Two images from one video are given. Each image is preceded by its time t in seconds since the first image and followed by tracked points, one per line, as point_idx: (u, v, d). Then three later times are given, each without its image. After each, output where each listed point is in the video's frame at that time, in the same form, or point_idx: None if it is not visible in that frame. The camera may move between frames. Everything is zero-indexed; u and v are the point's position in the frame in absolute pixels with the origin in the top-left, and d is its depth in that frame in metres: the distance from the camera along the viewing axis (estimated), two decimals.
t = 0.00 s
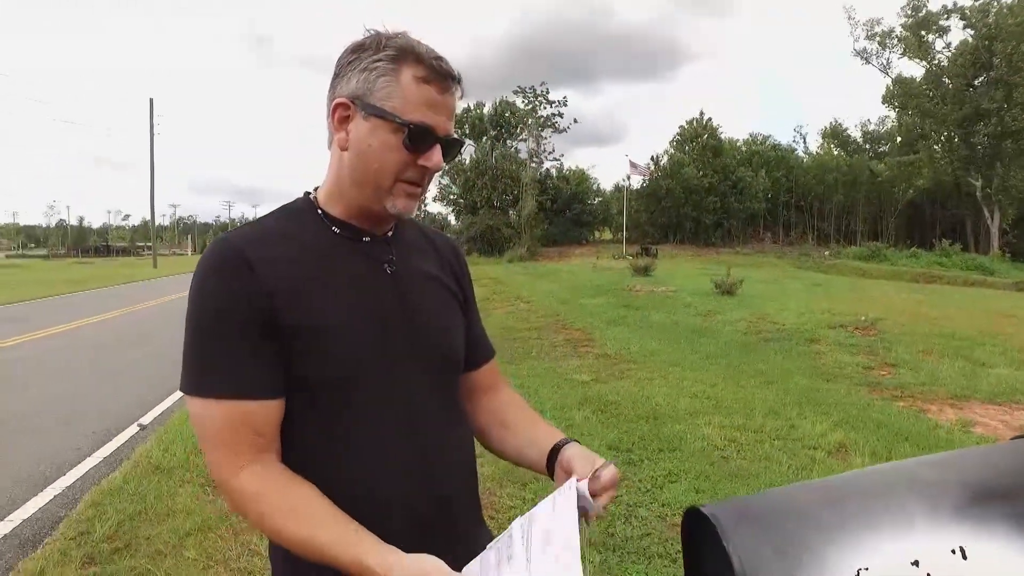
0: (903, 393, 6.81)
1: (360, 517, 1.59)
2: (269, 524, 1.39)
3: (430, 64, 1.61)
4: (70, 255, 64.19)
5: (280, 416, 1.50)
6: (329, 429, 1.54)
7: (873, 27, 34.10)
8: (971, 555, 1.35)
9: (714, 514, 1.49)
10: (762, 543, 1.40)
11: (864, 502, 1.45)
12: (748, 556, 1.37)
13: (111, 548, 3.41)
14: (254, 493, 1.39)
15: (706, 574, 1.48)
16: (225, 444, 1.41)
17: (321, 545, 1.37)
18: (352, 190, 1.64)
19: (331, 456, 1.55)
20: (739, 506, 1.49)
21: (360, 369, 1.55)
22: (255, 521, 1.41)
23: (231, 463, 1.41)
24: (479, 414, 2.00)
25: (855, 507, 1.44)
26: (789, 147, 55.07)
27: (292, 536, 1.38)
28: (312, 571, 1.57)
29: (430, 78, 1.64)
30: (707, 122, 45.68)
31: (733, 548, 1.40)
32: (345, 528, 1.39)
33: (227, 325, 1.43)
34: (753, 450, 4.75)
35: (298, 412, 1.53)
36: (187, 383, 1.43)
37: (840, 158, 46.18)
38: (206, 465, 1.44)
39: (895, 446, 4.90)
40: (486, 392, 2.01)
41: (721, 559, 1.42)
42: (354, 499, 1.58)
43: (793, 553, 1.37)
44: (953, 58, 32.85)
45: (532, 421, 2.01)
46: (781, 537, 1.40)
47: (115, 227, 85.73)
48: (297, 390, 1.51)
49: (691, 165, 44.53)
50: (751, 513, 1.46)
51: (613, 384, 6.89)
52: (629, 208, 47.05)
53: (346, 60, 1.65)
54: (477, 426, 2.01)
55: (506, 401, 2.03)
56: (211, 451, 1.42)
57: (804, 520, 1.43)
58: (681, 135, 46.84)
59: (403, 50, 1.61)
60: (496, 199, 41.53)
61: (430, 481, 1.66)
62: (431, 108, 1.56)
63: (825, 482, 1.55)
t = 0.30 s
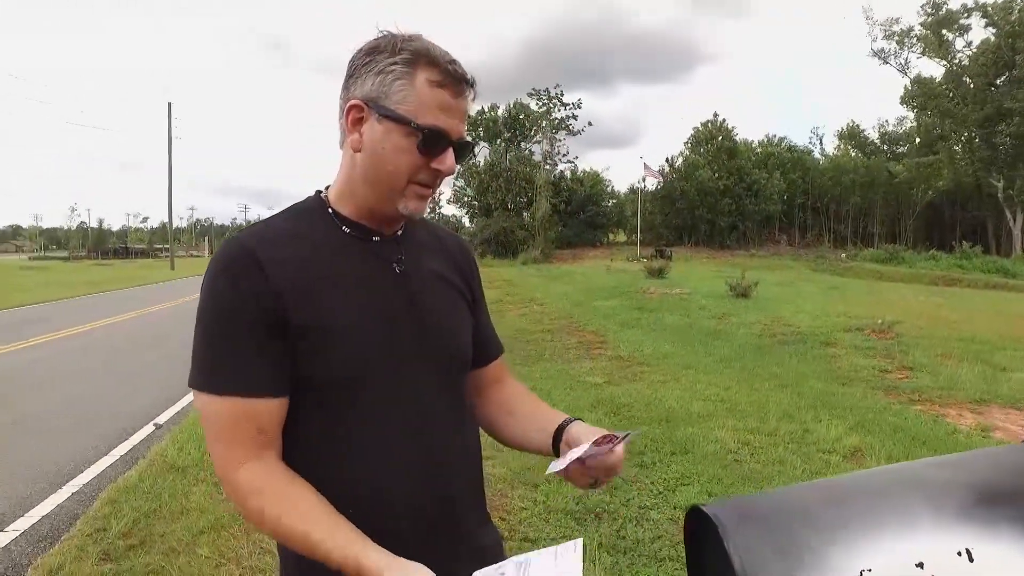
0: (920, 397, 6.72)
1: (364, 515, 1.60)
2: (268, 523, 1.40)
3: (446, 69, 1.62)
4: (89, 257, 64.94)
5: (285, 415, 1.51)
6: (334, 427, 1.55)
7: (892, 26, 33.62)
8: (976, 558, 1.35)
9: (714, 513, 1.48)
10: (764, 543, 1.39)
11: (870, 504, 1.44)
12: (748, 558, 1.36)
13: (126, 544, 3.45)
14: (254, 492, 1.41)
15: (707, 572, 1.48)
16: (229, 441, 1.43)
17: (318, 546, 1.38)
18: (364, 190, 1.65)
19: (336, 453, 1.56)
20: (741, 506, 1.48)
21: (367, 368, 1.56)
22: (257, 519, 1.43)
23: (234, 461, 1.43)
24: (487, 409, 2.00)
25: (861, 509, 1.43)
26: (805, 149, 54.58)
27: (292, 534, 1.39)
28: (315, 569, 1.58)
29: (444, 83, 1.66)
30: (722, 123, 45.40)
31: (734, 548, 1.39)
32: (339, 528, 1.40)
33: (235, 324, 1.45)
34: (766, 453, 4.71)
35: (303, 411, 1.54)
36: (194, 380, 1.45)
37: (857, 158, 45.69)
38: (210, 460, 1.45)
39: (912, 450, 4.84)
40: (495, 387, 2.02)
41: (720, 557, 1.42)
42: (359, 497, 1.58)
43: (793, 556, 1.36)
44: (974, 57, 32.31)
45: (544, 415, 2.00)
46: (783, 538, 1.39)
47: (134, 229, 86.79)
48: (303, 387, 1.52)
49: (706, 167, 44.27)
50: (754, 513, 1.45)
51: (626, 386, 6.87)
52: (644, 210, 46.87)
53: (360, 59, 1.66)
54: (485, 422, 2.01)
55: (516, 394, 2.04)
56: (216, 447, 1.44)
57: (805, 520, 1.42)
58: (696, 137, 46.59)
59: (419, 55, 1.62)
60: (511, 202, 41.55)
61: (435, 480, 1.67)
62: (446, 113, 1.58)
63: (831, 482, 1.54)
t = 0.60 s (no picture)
0: (937, 401, 6.63)
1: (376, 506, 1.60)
2: (291, 501, 1.41)
3: (431, 65, 1.60)
4: (108, 259, 65.66)
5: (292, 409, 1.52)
6: (342, 420, 1.55)
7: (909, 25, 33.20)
8: (985, 559, 1.38)
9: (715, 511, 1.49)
10: (768, 541, 1.41)
11: (876, 505, 1.46)
12: (754, 561, 1.38)
13: (140, 540, 3.49)
14: (272, 474, 1.41)
15: (711, 571, 1.50)
16: (239, 432, 1.43)
17: (348, 512, 1.40)
18: (355, 188, 1.65)
19: (338, 449, 1.56)
20: (745, 504, 1.50)
21: (371, 361, 1.56)
22: (275, 504, 1.43)
23: (249, 448, 1.43)
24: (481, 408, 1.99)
25: (868, 508, 1.45)
26: (821, 149, 54.09)
27: (315, 512, 1.40)
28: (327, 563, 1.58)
29: (434, 80, 1.64)
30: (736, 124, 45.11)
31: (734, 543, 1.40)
32: (370, 493, 1.43)
33: (237, 318, 1.46)
34: (779, 456, 4.66)
35: (307, 403, 1.54)
36: (202, 375, 1.46)
37: (874, 159, 45.15)
38: (221, 455, 1.46)
39: (928, 455, 4.77)
40: (493, 387, 2.01)
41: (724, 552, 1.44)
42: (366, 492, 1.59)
43: (793, 546, 1.39)
44: (994, 57, 31.79)
45: (512, 414, 1.97)
46: (783, 536, 1.41)
47: (152, 231, 87.71)
48: (307, 381, 1.53)
49: (720, 169, 44.02)
50: (758, 515, 1.46)
51: (638, 388, 6.83)
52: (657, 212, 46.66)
53: (351, 60, 1.68)
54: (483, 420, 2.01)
55: (508, 392, 2.02)
56: (222, 440, 1.45)
57: (810, 518, 1.44)
58: (709, 138, 46.34)
59: (404, 53, 1.61)
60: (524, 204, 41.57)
61: (441, 476, 1.67)
62: (430, 110, 1.57)
63: (838, 482, 1.56)
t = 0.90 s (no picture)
0: (958, 404, 6.52)
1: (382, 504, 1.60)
2: (296, 495, 1.41)
3: (421, 58, 1.60)
4: (128, 260, 66.55)
5: (295, 406, 1.52)
6: (344, 417, 1.55)
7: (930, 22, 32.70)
8: (999, 564, 1.35)
9: (721, 508, 1.48)
10: (777, 542, 1.38)
11: (889, 503, 1.44)
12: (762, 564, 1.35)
13: (155, 537, 3.53)
14: (280, 467, 1.42)
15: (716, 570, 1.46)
16: (243, 427, 1.44)
17: (354, 505, 1.40)
18: (353, 186, 1.65)
19: (340, 448, 1.56)
20: (752, 503, 1.47)
21: (373, 358, 1.56)
22: (281, 498, 1.44)
23: (255, 442, 1.44)
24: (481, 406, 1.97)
25: (879, 510, 1.42)
26: (838, 150, 53.52)
27: (321, 506, 1.41)
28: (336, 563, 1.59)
29: (425, 72, 1.64)
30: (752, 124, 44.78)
31: (740, 539, 1.39)
32: (371, 492, 1.43)
33: (239, 316, 1.47)
34: (794, 458, 4.62)
35: (309, 401, 1.55)
36: (206, 374, 1.47)
37: (893, 159, 44.60)
38: (227, 452, 1.47)
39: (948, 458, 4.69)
40: (495, 383, 2.00)
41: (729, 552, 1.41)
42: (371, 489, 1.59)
43: (801, 547, 1.37)
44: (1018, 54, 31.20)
45: (505, 409, 1.95)
46: (791, 536, 1.39)
47: (171, 233, 88.88)
48: (308, 378, 1.53)
49: (736, 169, 43.73)
50: (767, 516, 1.43)
51: (652, 389, 6.81)
52: (672, 212, 46.45)
53: (343, 59, 1.69)
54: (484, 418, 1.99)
55: (510, 387, 2.01)
56: (227, 437, 1.46)
57: (817, 518, 1.42)
58: (725, 138, 46.09)
59: (393, 46, 1.60)
60: (539, 205, 41.58)
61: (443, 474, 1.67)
62: (422, 101, 1.56)
63: (848, 481, 1.54)
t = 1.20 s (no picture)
0: (979, 406, 6.42)
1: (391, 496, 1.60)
2: (306, 488, 1.43)
3: (421, 53, 1.60)
4: (149, 262, 67.47)
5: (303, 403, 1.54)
6: (347, 414, 1.55)
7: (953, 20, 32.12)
8: (1010, 564, 1.34)
9: (727, 505, 1.51)
10: (777, 537, 1.41)
11: (897, 501, 1.44)
12: (764, 557, 1.38)
13: (172, 533, 3.58)
14: (288, 463, 1.43)
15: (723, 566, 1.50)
16: (254, 423, 1.46)
17: (365, 494, 1.42)
18: (361, 185, 1.67)
19: (346, 445, 1.56)
20: (759, 502, 1.49)
21: (379, 355, 1.57)
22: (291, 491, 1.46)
23: (265, 438, 1.45)
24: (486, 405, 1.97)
25: (883, 506, 1.44)
26: (857, 150, 52.92)
27: (332, 497, 1.42)
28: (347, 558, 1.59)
29: (427, 66, 1.64)
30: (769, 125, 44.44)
31: (745, 536, 1.42)
32: (374, 489, 1.43)
33: (247, 315, 1.48)
34: (810, 461, 4.57)
35: (317, 397, 1.56)
36: (216, 373, 1.49)
37: (913, 159, 43.97)
38: (237, 447, 1.48)
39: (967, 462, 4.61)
40: (502, 382, 2.00)
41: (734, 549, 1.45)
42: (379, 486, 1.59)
43: (802, 542, 1.39)
44: None
45: (511, 406, 1.94)
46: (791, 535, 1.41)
47: (191, 235, 90.04)
48: (316, 374, 1.55)
49: (753, 170, 43.41)
50: (771, 519, 1.45)
51: (666, 391, 6.77)
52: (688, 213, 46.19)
53: (346, 60, 1.71)
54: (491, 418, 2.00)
55: (516, 384, 2.00)
56: (235, 433, 1.48)
57: (821, 517, 1.43)
58: (742, 139, 45.79)
59: (393, 43, 1.61)
60: (554, 206, 41.54)
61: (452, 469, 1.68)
62: (425, 97, 1.57)
63: (858, 481, 1.54)
